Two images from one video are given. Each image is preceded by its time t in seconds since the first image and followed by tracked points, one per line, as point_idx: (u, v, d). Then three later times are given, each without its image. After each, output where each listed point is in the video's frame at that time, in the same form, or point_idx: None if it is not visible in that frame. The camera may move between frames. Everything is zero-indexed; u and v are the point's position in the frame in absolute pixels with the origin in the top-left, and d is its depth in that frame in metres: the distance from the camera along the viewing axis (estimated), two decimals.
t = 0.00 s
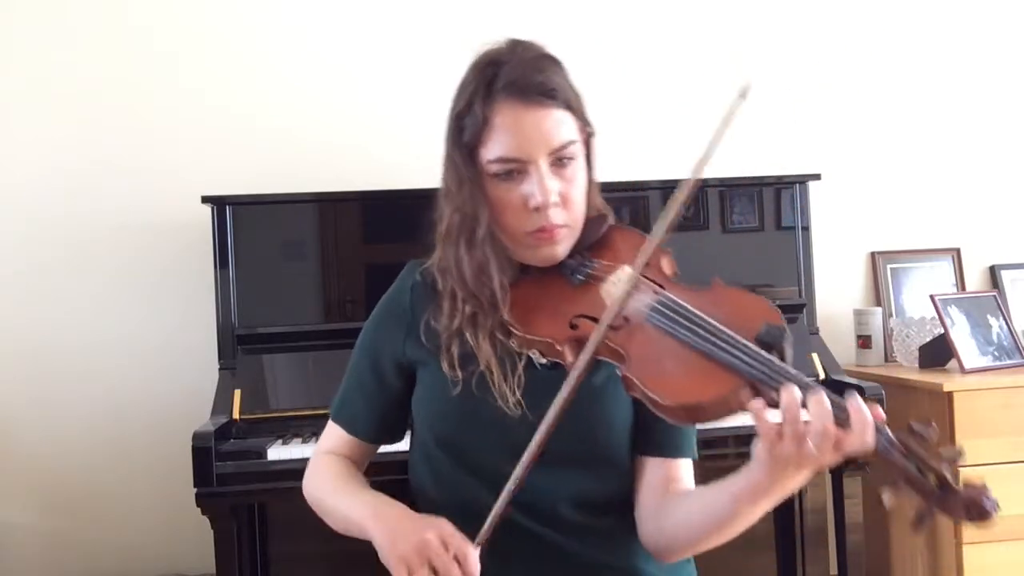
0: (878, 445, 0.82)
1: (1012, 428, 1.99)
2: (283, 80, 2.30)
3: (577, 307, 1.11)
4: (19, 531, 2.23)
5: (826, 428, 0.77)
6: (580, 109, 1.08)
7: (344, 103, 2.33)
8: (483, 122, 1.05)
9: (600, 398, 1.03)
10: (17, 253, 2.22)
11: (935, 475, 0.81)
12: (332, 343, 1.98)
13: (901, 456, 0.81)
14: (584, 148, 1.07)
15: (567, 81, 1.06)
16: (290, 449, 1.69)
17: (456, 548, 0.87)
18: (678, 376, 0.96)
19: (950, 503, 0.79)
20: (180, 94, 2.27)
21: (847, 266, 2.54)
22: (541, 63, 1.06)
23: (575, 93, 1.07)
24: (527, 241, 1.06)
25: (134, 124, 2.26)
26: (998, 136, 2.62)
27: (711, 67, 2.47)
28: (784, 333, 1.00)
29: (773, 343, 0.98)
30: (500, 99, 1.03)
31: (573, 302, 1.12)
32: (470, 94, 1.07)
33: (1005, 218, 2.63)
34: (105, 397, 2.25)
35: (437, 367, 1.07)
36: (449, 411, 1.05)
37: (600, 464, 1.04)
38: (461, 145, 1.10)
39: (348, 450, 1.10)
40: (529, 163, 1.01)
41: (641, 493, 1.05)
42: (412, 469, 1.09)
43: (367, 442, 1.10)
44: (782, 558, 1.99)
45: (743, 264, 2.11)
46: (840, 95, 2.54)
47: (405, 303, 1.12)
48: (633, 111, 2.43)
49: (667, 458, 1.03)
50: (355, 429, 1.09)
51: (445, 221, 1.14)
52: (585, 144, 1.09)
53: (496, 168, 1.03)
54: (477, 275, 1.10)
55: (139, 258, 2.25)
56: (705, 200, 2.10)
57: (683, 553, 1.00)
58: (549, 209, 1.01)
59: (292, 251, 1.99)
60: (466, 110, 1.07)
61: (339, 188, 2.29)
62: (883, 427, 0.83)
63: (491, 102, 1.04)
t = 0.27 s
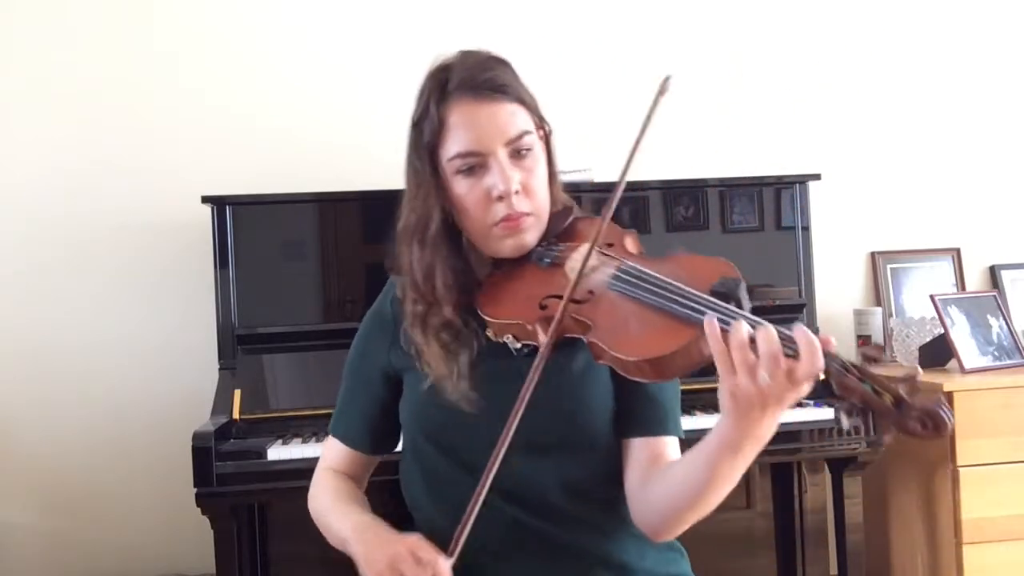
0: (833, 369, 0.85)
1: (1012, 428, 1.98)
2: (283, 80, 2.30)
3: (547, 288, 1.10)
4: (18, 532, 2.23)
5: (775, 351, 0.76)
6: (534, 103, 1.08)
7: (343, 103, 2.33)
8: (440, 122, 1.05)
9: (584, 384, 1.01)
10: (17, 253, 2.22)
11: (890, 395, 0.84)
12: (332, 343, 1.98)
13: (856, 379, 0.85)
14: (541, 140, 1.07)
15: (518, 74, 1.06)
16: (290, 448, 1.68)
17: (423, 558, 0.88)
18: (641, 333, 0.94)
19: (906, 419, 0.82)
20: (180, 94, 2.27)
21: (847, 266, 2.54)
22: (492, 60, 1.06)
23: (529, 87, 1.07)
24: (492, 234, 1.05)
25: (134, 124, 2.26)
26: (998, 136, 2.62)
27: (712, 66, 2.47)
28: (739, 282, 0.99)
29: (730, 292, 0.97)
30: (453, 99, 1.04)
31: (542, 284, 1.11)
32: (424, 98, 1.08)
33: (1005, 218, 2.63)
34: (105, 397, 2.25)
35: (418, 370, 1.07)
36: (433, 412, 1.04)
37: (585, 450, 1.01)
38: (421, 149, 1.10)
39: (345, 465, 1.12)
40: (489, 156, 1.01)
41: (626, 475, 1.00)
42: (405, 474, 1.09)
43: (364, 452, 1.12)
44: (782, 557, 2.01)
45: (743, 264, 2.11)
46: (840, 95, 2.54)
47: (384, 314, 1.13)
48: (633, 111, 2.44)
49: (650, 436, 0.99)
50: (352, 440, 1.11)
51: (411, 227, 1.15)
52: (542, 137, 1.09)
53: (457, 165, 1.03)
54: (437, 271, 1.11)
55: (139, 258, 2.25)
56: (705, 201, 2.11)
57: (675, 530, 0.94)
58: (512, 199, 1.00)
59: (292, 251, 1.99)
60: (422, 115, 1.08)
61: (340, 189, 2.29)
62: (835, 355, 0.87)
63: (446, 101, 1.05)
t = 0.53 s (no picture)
0: (808, 343, 0.83)
1: (1012, 428, 1.98)
2: (283, 80, 2.30)
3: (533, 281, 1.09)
4: (18, 532, 2.23)
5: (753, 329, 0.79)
6: (521, 107, 1.08)
7: (344, 103, 2.33)
8: (427, 122, 1.05)
9: (571, 377, 1.01)
10: (17, 253, 2.22)
11: (868, 366, 0.81)
12: (332, 343, 1.99)
13: (834, 352, 0.83)
14: (527, 142, 1.08)
15: (505, 78, 1.07)
16: (290, 448, 1.68)
17: None
18: (623, 317, 0.96)
19: (883, 390, 0.79)
20: (180, 94, 2.27)
21: (847, 266, 2.54)
22: (479, 63, 1.07)
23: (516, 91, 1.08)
24: (475, 232, 1.04)
25: (134, 124, 2.26)
26: (998, 136, 2.62)
27: (712, 66, 2.47)
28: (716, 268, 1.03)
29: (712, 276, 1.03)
30: (441, 98, 1.04)
31: (528, 277, 1.10)
32: (412, 99, 1.08)
33: (1005, 218, 2.63)
34: (105, 397, 2.25)
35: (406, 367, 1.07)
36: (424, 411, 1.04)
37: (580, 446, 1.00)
38: (407, 150, 1.10)
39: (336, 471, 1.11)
40: (475, 153, 1.01)
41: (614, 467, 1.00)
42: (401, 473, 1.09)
43: (359, 453, 1.11)
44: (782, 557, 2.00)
45: (743, 264, 2.11)
46: (841, 96, 2.54)
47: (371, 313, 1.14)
48: (633, 111, 2.44)
49: (638, 429, 0.98)
50: (345, 441, 1.10)
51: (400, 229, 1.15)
52: (528, 140, 1.09)
53: (443, 162, 1.03)
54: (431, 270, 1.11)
55: (139, 258, 2.25)
56: (705, 201, 2.11)
57: (664, 522, 0.94)
58: (497, 196, 1.00)
59: (292, 251, 1.99)
60: (410, 115, 1.08)
61: (339, 189, 2.29)
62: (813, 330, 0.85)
63: (433, 101, 1.05)
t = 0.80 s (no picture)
0: (810, 379, 0.89)
1: (1012, 428, 1.99)
2: (284, 80, 2.30)
3: (535, 292, 1.10)
4: (18, 532, 2.23)
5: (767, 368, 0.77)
6: (531, 112, 1.08)
7: (344, 103, 2.33)
8: (438, 124, 1.05)
9: (568, 385, 1.00)
10: (17, 253, 2.22)
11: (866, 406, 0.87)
12: (331, 343, 1.97)
13: (834, 391, 0.88)
14: (536, 148, 1.08)
15: (517, 82, 1.07)
16: (289, 449, 1.69)
17: None
18: (626, 338, 0.97)
19: (882, 430, 0.84)
20: (180, 94, 2.27)
21: (847, 266, 2.54)
22: (492, 66, 1.07)
23: (527, 95, 1.08)
24: (480, 237, 1.04)
25: (134, 124, 2.26)
26: (998, 136, 2.62)
27: (713, 67, 2.47)
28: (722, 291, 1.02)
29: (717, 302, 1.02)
30: (452, 102, 1.04)
31: (531, 286, 1.12)
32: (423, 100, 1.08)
33: (1005, 218, 2.63)
34: (105, 397, 2.25)
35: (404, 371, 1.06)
36: (421, 414, 1.03)
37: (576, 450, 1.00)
38: (417, 150, 1.10)
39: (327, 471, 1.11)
40: (484, 158, 1.01)
41: (608, 480, 1.00)
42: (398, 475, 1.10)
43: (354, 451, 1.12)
44: (783, 557, 1.99)
45: (742, 264, 2.11)
46: (841, 96, 2.54)
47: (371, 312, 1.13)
48: (633, 111, 2.44)
49: (635, 441, 0.98)
50: (340, 442, 1.10)
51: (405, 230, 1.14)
52: (537, 146, 1.09)
53: (452, 166, 1.03)
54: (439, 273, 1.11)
55: (139, 258, 2.25)
56: (706, 201, 2.11)
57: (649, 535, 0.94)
58: (505, 202, 1.00)
59: (292, 251, 1.99)
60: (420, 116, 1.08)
61: (339, 189, 2.29)
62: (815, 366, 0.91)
63: (445, 103, 1.05)
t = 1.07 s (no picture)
0: (831, 387, 0.92)
1: (1012, 428, 1.99)
2: (284, 80, 2.30)
3: (547, 292, 1.13)
4: (18, 532, 2.23)
5: (780, 368, 0.76)
6: (540, 109, 1.08)
7: (344, 103, 2.33)
8: (448, 122, 1.05)
9: (579, 385, 1.01)
10: (17, 252, 2.22)
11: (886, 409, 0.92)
12: (331, 343, 1.98)
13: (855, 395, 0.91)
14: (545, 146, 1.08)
15: (525, 78, 1.07)
16: (290, 449, 1.69)
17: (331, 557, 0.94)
18: (642, 339, 1.02)
19: (903, 434, 0.91)
20: (180, 94, 2.27)
21: (847, 266, 2.54)
22: (501, 63, 1.07)
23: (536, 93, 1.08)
24: (492, 235, 1.04)
25: (134, 124, 2.26)
26: (998, 136, 2.62)
27: (713, 67, 2.47)
28: (739, 292, 1.09)
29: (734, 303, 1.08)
30: (462, 100, 1.04)
31: (543, 286, 1.15)
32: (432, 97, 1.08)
33: (1005, 218, 2.63)
34: (106, 398, 2.25)
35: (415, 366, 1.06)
36: (432, 409, 1.03)
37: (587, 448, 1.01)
38: (428, 147, 1.10)
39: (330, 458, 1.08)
40: (495, 156, 1.01)
41: (619, 477, 1.00)
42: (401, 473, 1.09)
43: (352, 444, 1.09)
44: (783, 557, 1.98)
45: (742, 263, 2.11)
46: (841, 96, 2.54)
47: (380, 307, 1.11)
48: (633, 112, 2.44)
49: (644, 441, 0.99)
50: (341, 434, 1.08)
51: (413, 226, 1.14)
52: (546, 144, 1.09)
53: (462, 165, 1.03)
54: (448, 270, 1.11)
55: (139, 258, 2.25)
56: (706, 201, 2.11)
57: (660, 532, 0.95)
58: (516, 200, 1.00)
59: (292, 251, 1.99)
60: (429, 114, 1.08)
61: (339, 189, 2.29)
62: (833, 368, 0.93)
63: (456, 100, 1.05)
